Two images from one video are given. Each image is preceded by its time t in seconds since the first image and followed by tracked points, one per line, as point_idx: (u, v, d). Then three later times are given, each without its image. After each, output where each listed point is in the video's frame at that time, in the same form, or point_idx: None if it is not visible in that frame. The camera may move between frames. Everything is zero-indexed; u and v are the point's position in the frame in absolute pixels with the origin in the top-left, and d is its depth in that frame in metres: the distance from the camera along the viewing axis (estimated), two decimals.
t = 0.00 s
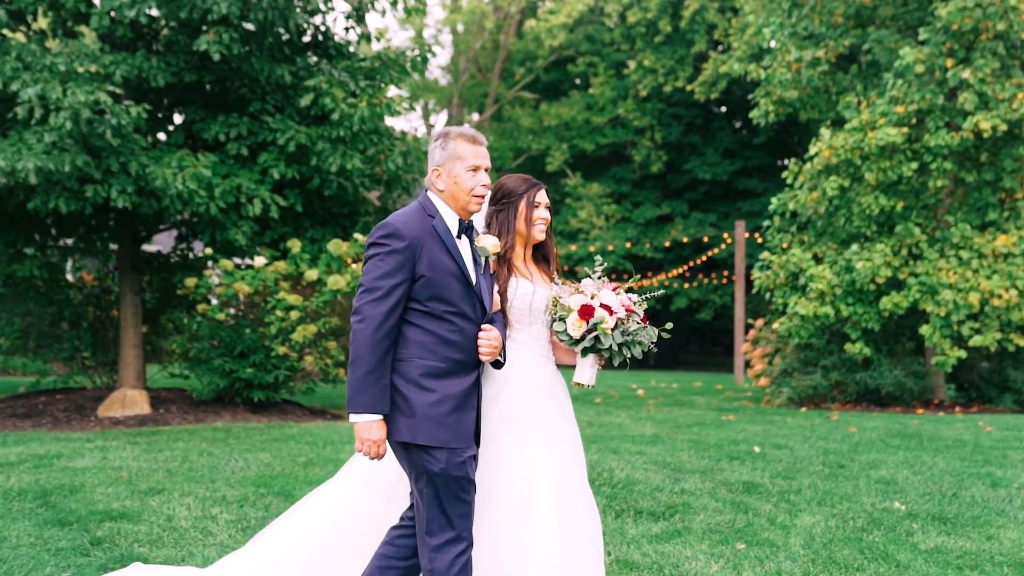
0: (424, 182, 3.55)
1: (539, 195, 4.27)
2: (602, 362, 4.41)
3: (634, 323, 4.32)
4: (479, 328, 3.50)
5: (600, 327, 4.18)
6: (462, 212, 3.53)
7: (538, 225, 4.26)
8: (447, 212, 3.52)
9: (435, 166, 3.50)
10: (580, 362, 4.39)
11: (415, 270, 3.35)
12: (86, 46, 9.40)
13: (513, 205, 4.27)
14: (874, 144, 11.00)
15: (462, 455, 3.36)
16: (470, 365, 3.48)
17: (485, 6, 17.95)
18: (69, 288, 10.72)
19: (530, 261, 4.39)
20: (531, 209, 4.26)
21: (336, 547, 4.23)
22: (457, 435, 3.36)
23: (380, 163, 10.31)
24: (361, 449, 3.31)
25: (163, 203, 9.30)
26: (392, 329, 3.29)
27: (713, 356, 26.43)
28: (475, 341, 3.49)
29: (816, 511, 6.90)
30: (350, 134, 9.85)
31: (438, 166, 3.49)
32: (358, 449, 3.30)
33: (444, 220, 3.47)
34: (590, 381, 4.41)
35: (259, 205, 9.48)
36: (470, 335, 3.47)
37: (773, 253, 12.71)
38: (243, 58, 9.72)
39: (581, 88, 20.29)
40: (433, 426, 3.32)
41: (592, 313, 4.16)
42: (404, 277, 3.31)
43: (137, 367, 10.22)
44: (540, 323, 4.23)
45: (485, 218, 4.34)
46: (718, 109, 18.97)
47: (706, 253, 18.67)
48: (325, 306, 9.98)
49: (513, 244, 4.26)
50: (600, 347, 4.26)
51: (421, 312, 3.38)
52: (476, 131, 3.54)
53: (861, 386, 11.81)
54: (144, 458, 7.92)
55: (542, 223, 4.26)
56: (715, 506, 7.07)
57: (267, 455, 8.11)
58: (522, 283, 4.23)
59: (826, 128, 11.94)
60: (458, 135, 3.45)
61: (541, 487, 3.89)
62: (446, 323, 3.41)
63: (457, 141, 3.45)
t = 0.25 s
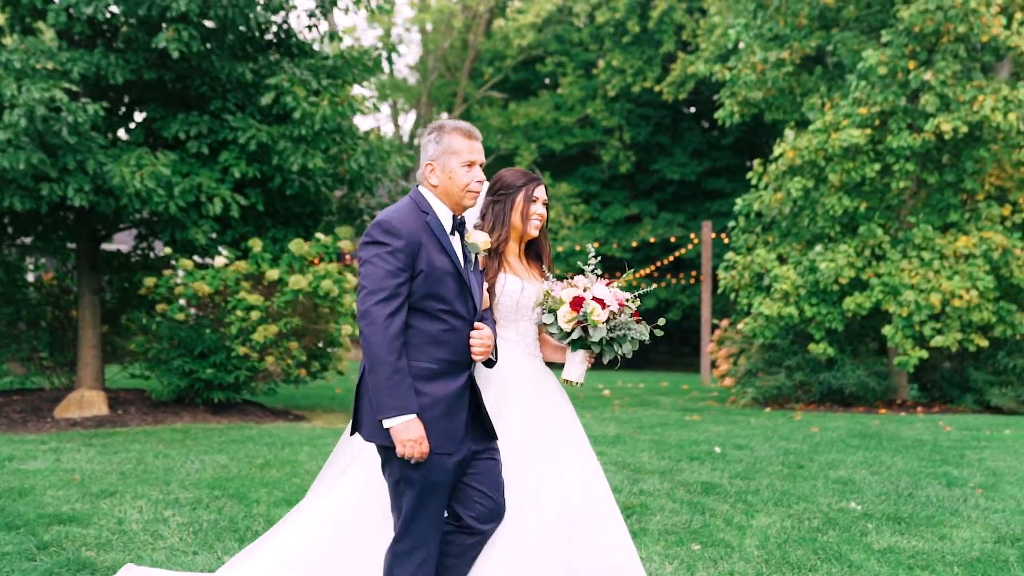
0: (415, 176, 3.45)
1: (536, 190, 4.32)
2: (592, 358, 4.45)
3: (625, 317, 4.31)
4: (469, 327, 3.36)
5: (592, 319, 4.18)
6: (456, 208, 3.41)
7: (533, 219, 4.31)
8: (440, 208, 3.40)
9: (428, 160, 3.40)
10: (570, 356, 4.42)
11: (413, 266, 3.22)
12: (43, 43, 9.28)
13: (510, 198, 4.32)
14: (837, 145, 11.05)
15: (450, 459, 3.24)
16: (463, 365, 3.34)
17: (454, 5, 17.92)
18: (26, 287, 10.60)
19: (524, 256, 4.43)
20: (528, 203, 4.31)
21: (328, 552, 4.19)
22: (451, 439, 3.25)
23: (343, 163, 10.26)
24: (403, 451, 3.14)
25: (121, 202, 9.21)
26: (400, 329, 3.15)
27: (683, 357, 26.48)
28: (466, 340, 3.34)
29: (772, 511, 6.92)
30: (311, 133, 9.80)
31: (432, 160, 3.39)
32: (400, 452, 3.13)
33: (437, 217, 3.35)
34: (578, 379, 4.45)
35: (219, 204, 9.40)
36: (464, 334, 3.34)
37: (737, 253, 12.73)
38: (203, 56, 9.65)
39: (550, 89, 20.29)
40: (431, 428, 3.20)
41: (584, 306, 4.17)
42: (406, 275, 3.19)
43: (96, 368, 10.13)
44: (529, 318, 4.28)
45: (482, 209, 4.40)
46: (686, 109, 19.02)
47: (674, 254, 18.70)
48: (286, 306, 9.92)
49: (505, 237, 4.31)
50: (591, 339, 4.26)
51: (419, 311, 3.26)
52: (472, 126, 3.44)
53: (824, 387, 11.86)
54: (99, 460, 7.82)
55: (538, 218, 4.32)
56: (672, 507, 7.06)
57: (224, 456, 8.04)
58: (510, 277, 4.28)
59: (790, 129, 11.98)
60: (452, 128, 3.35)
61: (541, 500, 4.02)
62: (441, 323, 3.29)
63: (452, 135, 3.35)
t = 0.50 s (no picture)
0: (413, 178, 3.37)
1: (532, 197, 4.29)
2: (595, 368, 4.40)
3: (626, 326, 4.24)
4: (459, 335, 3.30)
5: (591, 330, 4.14)
6: (450, 213, 3.35)
7: (530, 227, 4.28)
8: (436, 212, 3.33)
9: (427, 163, 3.32)
10: (573, 369, 4.37)
11: (407, 271, 3.16)
12: None
13: (507, 206, 4.29)
14: (802, 145, 11.06)
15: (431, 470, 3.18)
16: (451, 375, 3.28)
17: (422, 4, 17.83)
18: None
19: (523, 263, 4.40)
20: (525, 211, 4.28)
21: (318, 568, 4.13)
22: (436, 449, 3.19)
23: (304, 162, 10.17)
24: (419, 456, 3.05)
25: (78, 201, 9.06)
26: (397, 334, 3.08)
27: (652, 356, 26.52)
28: (455, 349, 3.28)
29: (732, 512, 6.89)
30: (273, 132, 9.70)
31: (431, 163, 3.31)
32: (418, 456, 3.04)
33: (432, 221, 3.28)
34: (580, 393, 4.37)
35: (179, 203, 9.29)
36: (453, 343, 3.28)
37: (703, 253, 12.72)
38: (162, 54, 9.52)
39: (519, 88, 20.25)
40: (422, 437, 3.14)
41: (582, 316, 4.14)
42: (402, 280, 3.13)
43: (53, 369, 9.98)
44: (528, 329, 4.27)
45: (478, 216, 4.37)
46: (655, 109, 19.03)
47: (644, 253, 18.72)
48: (248, 306, 9.81)
49: (502, 246, 4.28)
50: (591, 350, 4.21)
51: (410, 318, 3.20)
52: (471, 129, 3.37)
53: (789, 386, 11.87)
54: (52, 463, 7.69)
55: (535, 226, 4.29)
56: (631, 508, 7.02)
57: (181, 458, 7.94)
58: (508, 287, 4.26)
59: (756, 129, 11.97)
60: (453, 131, 3.30)
61: (541, 503, 4.06)
62: (430, 330, 3.23)
63: (451, 138, 3.29)
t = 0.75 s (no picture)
0: (427, 180, 3.29)
1: (547, 197, 4.14)
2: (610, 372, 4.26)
3: (642, 331, 4.08)
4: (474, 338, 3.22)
5: (604, 336, 4.00)
6: (466, 215, 3.27)
7: (544, 229, 4.14)
8: (451, 215, 3.26)
9: (442, 164, 3.25)
10: (587, 373, 4.25)
11: (418, 271, 3.09)
12: None
13: (521, 206, 4.15)
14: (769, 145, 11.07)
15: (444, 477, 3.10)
16: (465, 379, 3.20)
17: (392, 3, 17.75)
18: None
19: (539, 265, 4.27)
20: (538, 212, 4.14)
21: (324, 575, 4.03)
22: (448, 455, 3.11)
23: (267, 161, 10.07)
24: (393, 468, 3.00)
25: (36, 199, 8.91)
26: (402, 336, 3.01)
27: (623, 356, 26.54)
28: (470, 352, 3.20)
29: (692, 514, 6.86)
30: (235, 130, 9.60)
31: (446, 164, 3.24)
32: (392, 467, 2.99)
33: (445, 222, 3.21)
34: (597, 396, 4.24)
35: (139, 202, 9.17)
36: (468, 345, 3.20)
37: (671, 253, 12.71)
38: (122, 51, 9.40)
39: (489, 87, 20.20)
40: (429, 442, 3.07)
41: (596, 321, 4.00)
42: (411, 280, 3.06)
43: (12, 370, 9.84)
44: (548, 333, 4.16)
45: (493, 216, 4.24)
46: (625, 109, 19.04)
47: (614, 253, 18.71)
48: (211, 306, 9.69)
49: (516, 247, 4.16)
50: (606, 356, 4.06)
51: (422, 319, 3.12)
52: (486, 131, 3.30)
53: (756, 387, 11.88)
54: (5, 466, 7.56)
55: (549, 227, 4.15)
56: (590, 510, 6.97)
57: (138, 461, 7.83)
58: (524, 290, 4.14)
59: (723, 129, 11.97)
60: (469, 132, 3.24)
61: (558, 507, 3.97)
62: (443, 332, 3.15)
63: (466, 139, 3.23)
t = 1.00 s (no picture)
0: (437, 175, 3.20)
1: (554, 191, 4.07)
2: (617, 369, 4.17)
3: (650, 328, 3.98)
4: (490, 335, 3.14)
5: (614, 334, 3.90)
6: (476, 210, 3.19)
7: (551, 223, 4.05)
8: (460, 210, 3.17)
9: (453, 158, 3.15)
10: (593, 371, 4.14)
11: (421, 269, 3.02)
12: None
13: (528, 202, 4.07)
14: (735, 146, 11.07)
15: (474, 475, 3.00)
16: (481, 377, 3.12)
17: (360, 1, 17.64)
18: None
19: (542, 262, 4.17)
20: (545, 206, 4.06)
21: None
22: (469, 453, 3.01)
23: (230, 159, 9.96)
24: (375, 472, 2.94)
25: None
26: (398, 335, 2.95)
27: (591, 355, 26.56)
28: (485, 349, 3.12)
29: (652, 516, 6.83)
30: (197, 128, 9.49)
31: (457, 158, 3.14)
32: (370, 469, 2.94)
33: (455, 218, 3.13)
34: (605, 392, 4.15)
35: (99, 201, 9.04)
36: (482, 342, 3.12)
37: (637, 254, 12.69)
38: (81, 46, 9.26)
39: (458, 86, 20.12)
40: (441, 442, 2.99)
41: (606, 319, 3.90)
42: (411, 278, 2.99)
43: None
44: (550, 332, 4.03)
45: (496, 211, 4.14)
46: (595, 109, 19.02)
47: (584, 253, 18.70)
48: (172, 306, 9.57)
49: (521, 243, 4.06)
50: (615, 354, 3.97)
51: (429, 317, 3.05)
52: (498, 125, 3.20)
53: (722, 387, 11.89)
54: None
55: (555, 222, 4.06)
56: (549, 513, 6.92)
57: (94, 463, 7.72)
58: (528, 288, 4.04)
59: (690, 130, 11.96)
60: (481, 126, 3.13)
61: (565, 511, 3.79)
62: (456, 331, 3.08)
63: (478, 132, 3.12)
